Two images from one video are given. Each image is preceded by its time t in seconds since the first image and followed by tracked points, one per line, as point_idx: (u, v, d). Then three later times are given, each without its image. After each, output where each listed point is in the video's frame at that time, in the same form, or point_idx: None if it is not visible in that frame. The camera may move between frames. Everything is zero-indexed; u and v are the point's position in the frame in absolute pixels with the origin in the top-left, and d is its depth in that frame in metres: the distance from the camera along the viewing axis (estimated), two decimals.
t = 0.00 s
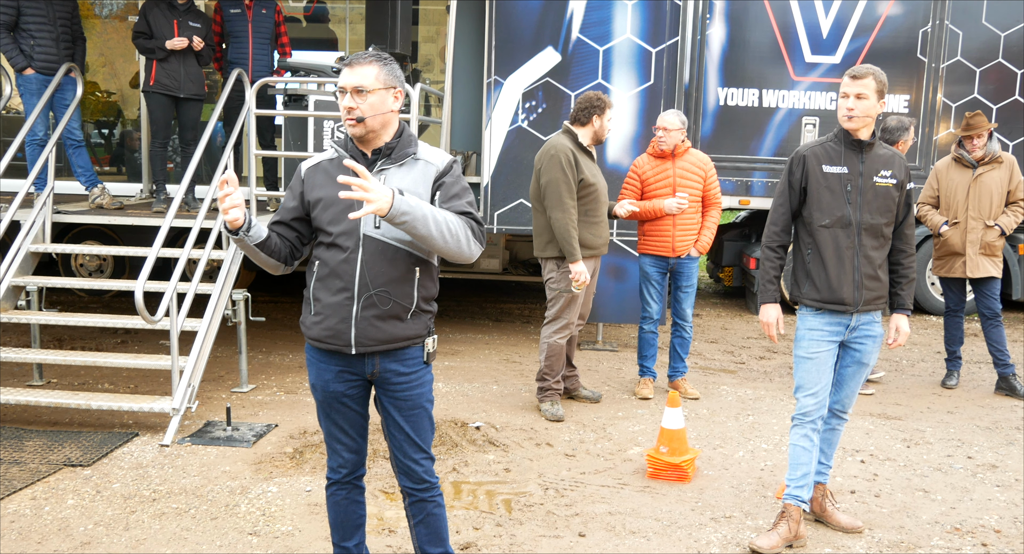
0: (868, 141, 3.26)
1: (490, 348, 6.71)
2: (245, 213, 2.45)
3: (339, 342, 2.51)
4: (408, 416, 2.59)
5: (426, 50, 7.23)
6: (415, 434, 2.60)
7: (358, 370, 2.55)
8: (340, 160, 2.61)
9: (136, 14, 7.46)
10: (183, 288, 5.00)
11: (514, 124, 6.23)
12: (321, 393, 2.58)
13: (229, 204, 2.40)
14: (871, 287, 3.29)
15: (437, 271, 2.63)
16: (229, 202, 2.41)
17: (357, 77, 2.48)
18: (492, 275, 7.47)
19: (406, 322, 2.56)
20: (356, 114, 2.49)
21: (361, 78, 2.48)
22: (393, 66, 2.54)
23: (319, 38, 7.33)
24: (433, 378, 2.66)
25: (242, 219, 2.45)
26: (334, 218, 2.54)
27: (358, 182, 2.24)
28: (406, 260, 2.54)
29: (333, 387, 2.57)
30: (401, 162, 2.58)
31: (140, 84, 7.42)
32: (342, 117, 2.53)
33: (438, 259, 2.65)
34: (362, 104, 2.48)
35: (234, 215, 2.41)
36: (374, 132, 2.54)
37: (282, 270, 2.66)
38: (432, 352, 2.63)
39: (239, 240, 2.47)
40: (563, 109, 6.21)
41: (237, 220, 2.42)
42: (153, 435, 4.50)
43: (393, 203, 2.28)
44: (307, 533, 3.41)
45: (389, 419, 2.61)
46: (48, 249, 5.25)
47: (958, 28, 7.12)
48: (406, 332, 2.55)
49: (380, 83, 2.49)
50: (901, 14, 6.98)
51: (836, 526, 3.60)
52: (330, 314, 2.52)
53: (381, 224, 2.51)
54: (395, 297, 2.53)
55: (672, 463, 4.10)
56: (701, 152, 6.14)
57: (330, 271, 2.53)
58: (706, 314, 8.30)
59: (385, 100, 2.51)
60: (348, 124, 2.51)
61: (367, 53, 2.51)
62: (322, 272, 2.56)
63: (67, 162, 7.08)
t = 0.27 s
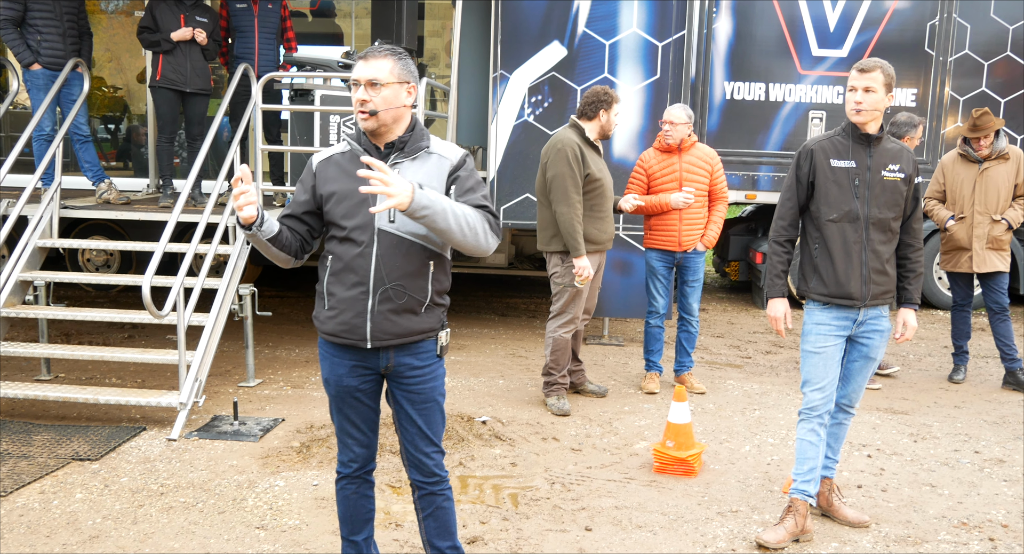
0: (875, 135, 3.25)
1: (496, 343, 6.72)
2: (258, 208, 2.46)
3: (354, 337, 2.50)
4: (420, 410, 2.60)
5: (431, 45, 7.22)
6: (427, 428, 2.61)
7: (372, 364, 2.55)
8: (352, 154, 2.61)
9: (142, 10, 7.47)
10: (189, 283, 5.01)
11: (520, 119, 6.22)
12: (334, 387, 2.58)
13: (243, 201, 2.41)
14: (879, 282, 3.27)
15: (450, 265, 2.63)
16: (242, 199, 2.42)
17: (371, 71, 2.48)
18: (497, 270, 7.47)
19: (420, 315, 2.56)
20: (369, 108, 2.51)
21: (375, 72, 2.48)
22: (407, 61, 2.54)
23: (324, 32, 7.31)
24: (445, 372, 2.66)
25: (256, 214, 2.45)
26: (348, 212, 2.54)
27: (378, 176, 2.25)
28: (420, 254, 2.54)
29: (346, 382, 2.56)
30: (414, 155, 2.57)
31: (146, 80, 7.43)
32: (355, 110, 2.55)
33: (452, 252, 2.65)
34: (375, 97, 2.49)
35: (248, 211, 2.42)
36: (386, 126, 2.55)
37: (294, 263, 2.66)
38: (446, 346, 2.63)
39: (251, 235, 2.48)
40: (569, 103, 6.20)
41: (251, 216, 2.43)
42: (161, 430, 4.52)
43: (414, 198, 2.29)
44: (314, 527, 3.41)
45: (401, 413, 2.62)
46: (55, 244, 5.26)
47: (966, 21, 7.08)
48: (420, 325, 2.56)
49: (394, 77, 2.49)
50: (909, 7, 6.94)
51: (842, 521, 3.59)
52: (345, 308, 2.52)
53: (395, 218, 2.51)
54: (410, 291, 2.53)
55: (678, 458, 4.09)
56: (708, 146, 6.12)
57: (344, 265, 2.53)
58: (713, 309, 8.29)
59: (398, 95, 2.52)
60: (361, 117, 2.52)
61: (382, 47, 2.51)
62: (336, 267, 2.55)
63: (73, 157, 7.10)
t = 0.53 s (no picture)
0: (885, 126, 3.23)
1: (503, 335, 6.72)
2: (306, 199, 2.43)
3: (373, 331, 2.51)
4: (436, 402, 2.62)
5: (437, 37, 7.21)
6: (443, 419, 2.63)
7: (390, 357, 2.56)
8: (366, 146, 2.60)
9: (149, 3, 7.47)
10: (198, 276, 5.02)
11: (527, 111, 6.21)
12: (351, 381, 2.58)
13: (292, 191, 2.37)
14: (888, 273, 3.26)
15: (467, 258, 2.65)
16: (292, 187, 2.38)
17: (396, 61, 2.46)
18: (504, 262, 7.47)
19: (438, 308, 2.58)
20: (394, 98, 2.49)
21: (399, 62, 2.46)
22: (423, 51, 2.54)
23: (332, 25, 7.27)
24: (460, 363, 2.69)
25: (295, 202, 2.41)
26: (365, 205, 2.53)
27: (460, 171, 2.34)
28: (439, 247, 2.56)
29: (363, 375, 2.56)
30: (431, 148, 2.58)
31: (153, 74, 7.44)
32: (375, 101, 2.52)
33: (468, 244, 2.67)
34: (400, 87, 2.48)
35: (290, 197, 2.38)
36: (407, 117, 2.54)
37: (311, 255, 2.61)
38: (462, 337, 2.66)
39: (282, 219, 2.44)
40: (576, 95, 6.18)
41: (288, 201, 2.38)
42: (170, 423, 4.54)
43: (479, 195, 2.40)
44: (322, 519, 3.43)
45: (417, 404, 2.63)
46: (64, 238, 5.28)
47: (976, 11, 7.03)
48: (438, 318, 2.58)
49: (416, 68, 2.49)
50: None
51: (850, 513, 3.59)
52: (364, 302, 2.52)
53: (413, 211, 2.52)
54: (430, 284, 2.55)
55: (686, 450, 4.10)
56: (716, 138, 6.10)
57: (362, 259, 2.54)
58: (720, 301, 8.28)
59: (420, 86, 2.53)
60: (385, 108, 2.50)
61: (402, 37, 2.49)
62: (353, 260, 2.55)
63: (81, 151, 7.13)
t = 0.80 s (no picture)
0: (893, 117, 3.21)
1: (509, 327, 6.72)
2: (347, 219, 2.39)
3: (402, 325, 2.49)
4: (453, 391, 2.64)
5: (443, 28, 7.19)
6: (458, 409, 2.65)
7: (412, 350, 2.54)
8: (380, 137, 2.55)
9: None
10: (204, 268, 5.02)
11: (533, 102, 6.18)
12: (372, 376, 2.54)
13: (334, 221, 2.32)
14: (895, 265, 3.25)
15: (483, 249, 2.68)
16: (330, 212, 2.33)
17: (437, 50, 2.48)
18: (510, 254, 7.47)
19: (460, 299, 2.60)
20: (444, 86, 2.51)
21: (437, 50, 2.49)
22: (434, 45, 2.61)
23: (337, 17, 7.29)
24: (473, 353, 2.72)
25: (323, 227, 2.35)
26: (389, 198, 2.49)
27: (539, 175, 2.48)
28: (461, 238, 2.58)
29: (385, 371, 2.54)
30: (449, 140, 2.60)
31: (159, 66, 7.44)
32: (427, 95, 2.49)
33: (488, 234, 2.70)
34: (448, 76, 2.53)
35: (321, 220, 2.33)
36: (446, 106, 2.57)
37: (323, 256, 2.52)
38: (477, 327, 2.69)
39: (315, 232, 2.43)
40: (582, 86, 6.16)
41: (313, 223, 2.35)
42: (177, 414, 4.55)
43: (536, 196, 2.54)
44: (328, 510, 3.44)
45: (432, 395, 2.64)
46: (71, 229, 5.29)
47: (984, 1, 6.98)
48: (461, 309, 2.60)
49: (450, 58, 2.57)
50: None
51: (856, 504, 3.59)
52: (391, 297, 2.49)
53: (438, 203, 2.52)
54: (453, 275, 2.56)
55: (691, 441, 4.09)
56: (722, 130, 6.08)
57: (387, 253, 2.49)
58: (726, 292, 8.26)
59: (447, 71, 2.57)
60: (443, 98, 2.50)
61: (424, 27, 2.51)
62: (375, 255, 2.50)
63: (87, 143, 7.14)
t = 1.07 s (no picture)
0: (897, 110, 3.20)
1: (512, 321, 6.72)
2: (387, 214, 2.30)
3: (424, 320, 2.49)
4: (464, 384, 2.65)
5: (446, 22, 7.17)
6: (470, 401, 2.66)
7: (428, 344, 2.55)
8: (387, 131, 2.52)
9: None
10: (207, 262, 5.03)
11: (535, 96, 6.17)
12: (387, 372, 2.54)
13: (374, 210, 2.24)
14: (899, 259, 3.24)
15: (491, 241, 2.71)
16: (370, 201, 2.24)
17: (442, 44, 2.48)
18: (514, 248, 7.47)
19: (473, 291, 2.63)
20: (448, 79, 2.51)
21: (442, 43, 2.49)
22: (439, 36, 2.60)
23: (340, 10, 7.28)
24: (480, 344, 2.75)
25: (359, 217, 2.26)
26: (405, 193, 2.47)
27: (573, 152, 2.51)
28: (475, 231, 2.60)
29: (400, 367, 2.53)
30: (457, 133, 2.61)
31: (163, 60, 7.44)
32: (429, 87, 2.49)
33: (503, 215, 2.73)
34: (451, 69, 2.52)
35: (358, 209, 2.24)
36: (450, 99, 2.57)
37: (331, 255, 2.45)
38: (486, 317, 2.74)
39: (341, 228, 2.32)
40: (585, 80, 6.15)
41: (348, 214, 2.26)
42: (180, 408, 4.56)
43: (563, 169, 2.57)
44: (331, 504, 3.45)
45: (443, 388, 2.65)
46: (74, 224, 5.30)
47: None
48: (475, 300, 2.63)
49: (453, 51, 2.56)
50: None
51: (859, 498, 3.59)
52: (411, 292, 2.48)
53: (453, 197, 2.53)
54: (468, 267, 2.58)
55: (694, 435, 4.09)
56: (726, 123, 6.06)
57: (404, 249, 2.47)
58: (730, 286, 8.25)
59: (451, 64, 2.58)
60: (446, 91, 2.50)
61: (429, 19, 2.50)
62: (392, 252, 2.47)
63: (91, 137, 7.15)
